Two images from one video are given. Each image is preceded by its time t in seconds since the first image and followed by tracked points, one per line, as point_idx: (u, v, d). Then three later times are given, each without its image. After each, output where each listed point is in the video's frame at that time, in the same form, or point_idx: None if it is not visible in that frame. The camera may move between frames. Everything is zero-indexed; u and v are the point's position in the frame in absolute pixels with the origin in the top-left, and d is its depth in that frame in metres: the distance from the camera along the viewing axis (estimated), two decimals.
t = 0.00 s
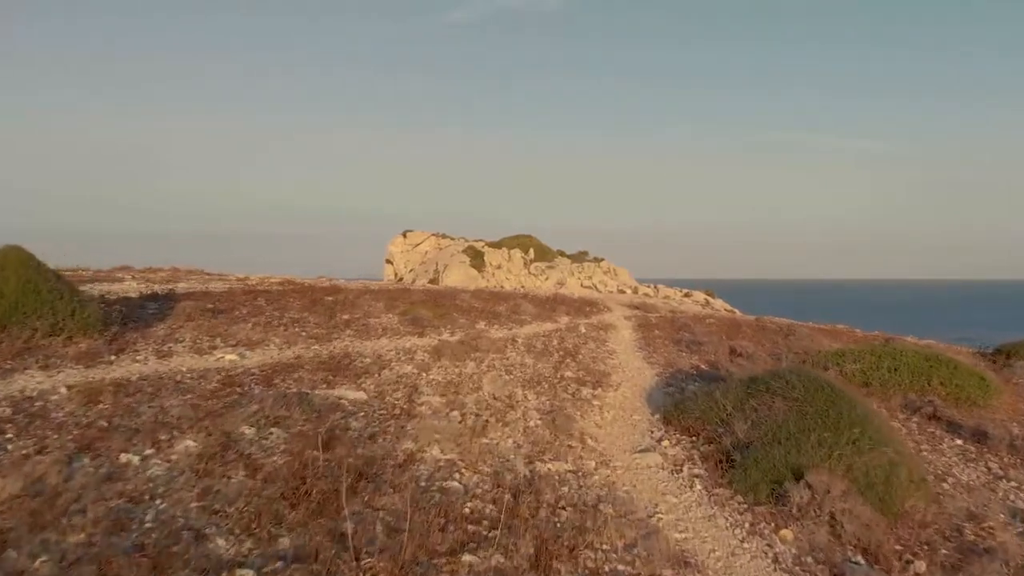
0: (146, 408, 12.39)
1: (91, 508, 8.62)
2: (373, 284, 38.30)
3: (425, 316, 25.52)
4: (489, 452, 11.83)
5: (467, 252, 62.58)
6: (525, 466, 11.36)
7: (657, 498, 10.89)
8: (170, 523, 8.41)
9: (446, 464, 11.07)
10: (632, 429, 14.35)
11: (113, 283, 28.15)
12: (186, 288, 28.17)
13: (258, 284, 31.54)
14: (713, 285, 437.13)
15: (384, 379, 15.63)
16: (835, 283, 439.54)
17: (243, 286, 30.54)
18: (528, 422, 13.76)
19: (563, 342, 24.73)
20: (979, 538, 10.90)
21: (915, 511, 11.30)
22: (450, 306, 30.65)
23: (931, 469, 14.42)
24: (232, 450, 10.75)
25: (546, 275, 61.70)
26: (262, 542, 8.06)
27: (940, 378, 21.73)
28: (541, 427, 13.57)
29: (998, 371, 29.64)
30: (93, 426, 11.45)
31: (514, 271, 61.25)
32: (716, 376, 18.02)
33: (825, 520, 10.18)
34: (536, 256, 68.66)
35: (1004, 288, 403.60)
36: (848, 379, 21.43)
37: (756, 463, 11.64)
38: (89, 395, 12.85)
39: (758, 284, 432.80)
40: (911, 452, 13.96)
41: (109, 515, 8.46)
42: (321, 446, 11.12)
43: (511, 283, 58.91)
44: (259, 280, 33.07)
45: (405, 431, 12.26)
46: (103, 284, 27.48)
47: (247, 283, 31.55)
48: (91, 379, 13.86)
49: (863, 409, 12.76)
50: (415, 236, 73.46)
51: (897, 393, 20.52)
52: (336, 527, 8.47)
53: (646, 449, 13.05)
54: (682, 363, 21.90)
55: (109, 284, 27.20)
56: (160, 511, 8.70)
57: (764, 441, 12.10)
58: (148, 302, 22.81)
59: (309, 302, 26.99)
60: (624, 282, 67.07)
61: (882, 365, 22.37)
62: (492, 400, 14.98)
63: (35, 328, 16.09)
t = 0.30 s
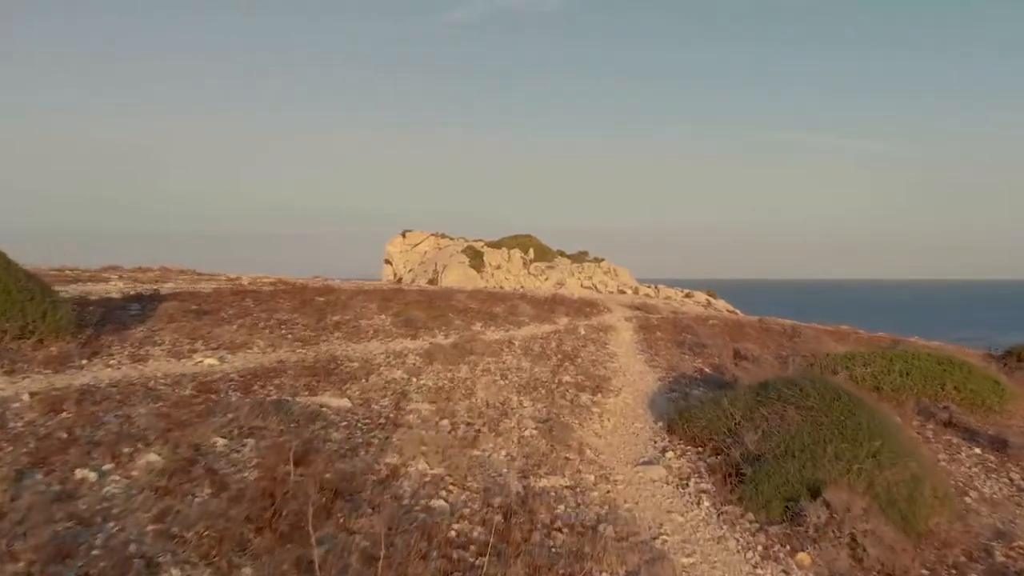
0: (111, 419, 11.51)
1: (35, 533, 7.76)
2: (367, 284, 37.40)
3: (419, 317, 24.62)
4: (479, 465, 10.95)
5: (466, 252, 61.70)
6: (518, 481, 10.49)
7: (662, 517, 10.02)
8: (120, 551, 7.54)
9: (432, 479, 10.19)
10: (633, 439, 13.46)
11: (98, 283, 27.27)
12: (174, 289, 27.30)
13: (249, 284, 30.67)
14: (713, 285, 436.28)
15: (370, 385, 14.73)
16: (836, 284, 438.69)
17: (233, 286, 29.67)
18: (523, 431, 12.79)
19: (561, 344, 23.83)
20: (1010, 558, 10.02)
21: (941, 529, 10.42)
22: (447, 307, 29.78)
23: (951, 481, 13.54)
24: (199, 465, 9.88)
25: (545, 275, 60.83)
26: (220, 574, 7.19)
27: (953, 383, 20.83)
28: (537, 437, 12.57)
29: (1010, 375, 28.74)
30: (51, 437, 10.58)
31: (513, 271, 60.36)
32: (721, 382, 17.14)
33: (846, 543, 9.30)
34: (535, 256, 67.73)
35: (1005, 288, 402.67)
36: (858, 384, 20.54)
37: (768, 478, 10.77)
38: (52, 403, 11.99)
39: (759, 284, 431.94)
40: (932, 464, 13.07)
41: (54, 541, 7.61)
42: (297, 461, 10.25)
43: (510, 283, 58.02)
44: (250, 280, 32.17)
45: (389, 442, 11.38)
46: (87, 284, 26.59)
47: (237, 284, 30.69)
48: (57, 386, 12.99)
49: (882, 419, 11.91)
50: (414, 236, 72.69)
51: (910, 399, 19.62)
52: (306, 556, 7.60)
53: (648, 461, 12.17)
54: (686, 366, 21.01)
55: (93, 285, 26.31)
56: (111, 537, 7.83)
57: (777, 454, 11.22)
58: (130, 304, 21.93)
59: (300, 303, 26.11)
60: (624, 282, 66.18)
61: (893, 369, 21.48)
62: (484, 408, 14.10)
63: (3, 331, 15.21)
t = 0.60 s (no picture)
0: (71, 431, 10.68)
1: None
2: (362, 285, 36.52)
3: (412, 319, 23.74)
4: (468, 481, 10.10)
5: (464, 251, 60.82)
6: (509, 500, 9.64)
7: (666, 539, 9.17)
8: None
9: (414, 498, 9.35)
10: (635, 450, 12.61)
11: (82, 284, 26.42)
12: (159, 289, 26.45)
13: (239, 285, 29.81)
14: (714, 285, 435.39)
15: (354, 393, 13.84)
16: (836, 284, 437.80)
17: (222, 286, 28.82)
18: (516, 443, 11.86)
19: (559, 347, 22.97)
20: None
21: (970, 552, 9.54)
22: (443, 309, 28.90)
23: (973, 495, 12.68)
24: (161, 484, 9.05)
25: (545, 275, 59.97)
26: None
27: (967, 388, 19.98)
28: (531, 449, 11.63)
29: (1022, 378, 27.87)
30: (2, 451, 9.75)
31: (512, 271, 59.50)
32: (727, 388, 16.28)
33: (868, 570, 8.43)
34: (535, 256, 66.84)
35: (1005, 288, 401.77)
36: (868, 389, 19.66)
37: (781, 495, 9.91)
38: (9, 412, 11.16)
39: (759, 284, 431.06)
40: (954, 477, 12.22)
41: None
42: (268, 479, 9.41)
43: (509, 284, 57.16)
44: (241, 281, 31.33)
45: (370, 456, 10.53)
46: (70, 285, 25.74)
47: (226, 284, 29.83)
48: (18, 394, 12.16)
49: (902, 430, 11.08)
50: (412, 236, 71.82)
51: (923, 405, 18.76)
52: None
53: (650, 474, 11.31)
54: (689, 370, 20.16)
55: (76, 286, 25.46)
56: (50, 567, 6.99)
57: (790, 469, 10.36)
58: (110, 306, 21.09)
59: (289, 303, 25.26)
60: (624, 282, 65.28)
61: (904, 373, 20.59)
62: (476, 416, 13.25)
63: None
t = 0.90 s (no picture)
0: (17, 447, 9.71)
1: None
2: (356, 286, 35.50)
3: (403, 321, 22.73)
4: (450, 504, 9.11)
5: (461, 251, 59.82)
6: (496, 527, 8.65)
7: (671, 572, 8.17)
8: None
9: (389, 525, 8.36)
10: (636, 465, 11.61)
11: (61, 284, 25.44)
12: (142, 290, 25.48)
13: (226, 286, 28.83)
14: (714, 285, 434.33)
15: (335, 401, 12.86)
16: (837, 284, 436.70)
17: (209, 287, 27.83)
18: (506, 458, 10.87)
19: (556, 351, 21.96)
20: None
21: None
22: (437, 310, 27.90)
23: (1004, 514, 11.67)
24: (106, 510, 8.08)
25: (544, 275, 58.97)
26: None
27: (985, 394, 18.94)
28: (523, 465, 10.63)
29: None
30: None
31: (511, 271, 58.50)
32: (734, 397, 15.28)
33: None
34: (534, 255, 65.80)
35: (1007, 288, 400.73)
36: (881, 396, 18.65)
37: (799, 519, 8.91)
38: None
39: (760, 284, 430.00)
40: (985, 495, 11.20)
41: None
42: (227, 504, 8.44)
43: (508, 284, 56.16)
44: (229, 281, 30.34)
45: (344, 475, 9.55)
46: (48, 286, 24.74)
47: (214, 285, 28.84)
48: None
49: (930, 448, 10.10)
50: (410, 236, 70.82)
51: (941, 413, 17.73)
52: None
53: (653, 494, 10.32)
54: (693, 376, 19.15)
55: (53, 286, 24.47)
56: None
57: (808, 491, 9.37)
58: (86, 308, 20.11)
59: (276, 304, 24.27)
60: (624, 282, 64.27)
61: (918, 379, 19.57)
62: (464, 427, 12.26)
63: None
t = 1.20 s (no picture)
0: None
1: None
2: (350, 286, 34.68)
3: (394, 323, 21.86)
4: (430, 528, 8.26)
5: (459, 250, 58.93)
6: (479, 555, 7.80)
7: None
8: None
9: (360, 554, 7.51)
10: (636, 481, 10.76)
11: (41, 285, 24.61)
12: (125, 291, 24.66)
13: (215, 286, 27.99)
14: (714, 285, 433.34)
15: (313, 410, 12.00)
16: (837, 284, 435.84)
17: (196, 288, 26.99)
18: (495, 474, 10.02)
19: (553, 354, 21.12)
20: None
21: None
22: (432, 312, 27.06)
23: None
24: (44, 539, 7.26)
25: (543, 276, 58.11)
26: None
27: (1001, 401, 18.08)
28: (513, 482, 9.77)
29: None
30: None
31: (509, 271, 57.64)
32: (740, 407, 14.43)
33: None
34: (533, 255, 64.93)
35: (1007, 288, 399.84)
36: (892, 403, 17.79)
37: (814, 544, 8.01)
38: None
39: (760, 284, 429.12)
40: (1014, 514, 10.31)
41: None
42: (181, 531, 7.60)
43: (506, 284, 55.30)
44: (219, 282, 29.50)
45: (314, 496, 8.70)
46: (26, 286, 23.89)
47: (202, 286, 28.00)
48: None
49: (956, 466, 9.24)
50: (409, 236, 69.99)
51: (955, 420, 16.87)
52: None
53: (654, 514, 9.45)
54: (695, 381, 18.29)
55: (31, 287, 23.63)
56: None
57: (824, 513, 8.48)
58: (62, 309, 19.28)
59: (264, 306, 23.43)
60: (624, 282, 63.39)
61: (930, 384, 18.72)
62: (451, 438, 11.41)
63: None
